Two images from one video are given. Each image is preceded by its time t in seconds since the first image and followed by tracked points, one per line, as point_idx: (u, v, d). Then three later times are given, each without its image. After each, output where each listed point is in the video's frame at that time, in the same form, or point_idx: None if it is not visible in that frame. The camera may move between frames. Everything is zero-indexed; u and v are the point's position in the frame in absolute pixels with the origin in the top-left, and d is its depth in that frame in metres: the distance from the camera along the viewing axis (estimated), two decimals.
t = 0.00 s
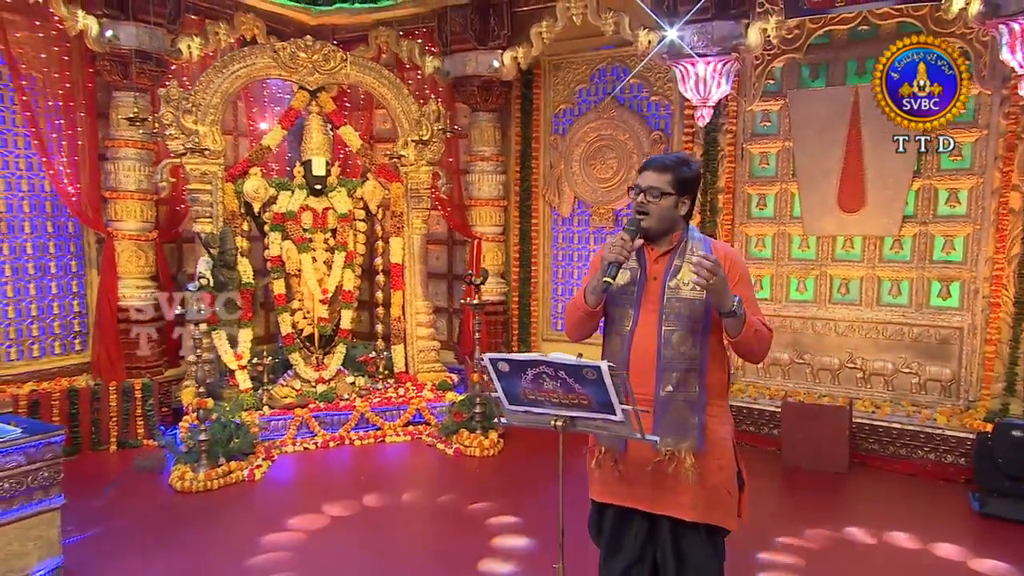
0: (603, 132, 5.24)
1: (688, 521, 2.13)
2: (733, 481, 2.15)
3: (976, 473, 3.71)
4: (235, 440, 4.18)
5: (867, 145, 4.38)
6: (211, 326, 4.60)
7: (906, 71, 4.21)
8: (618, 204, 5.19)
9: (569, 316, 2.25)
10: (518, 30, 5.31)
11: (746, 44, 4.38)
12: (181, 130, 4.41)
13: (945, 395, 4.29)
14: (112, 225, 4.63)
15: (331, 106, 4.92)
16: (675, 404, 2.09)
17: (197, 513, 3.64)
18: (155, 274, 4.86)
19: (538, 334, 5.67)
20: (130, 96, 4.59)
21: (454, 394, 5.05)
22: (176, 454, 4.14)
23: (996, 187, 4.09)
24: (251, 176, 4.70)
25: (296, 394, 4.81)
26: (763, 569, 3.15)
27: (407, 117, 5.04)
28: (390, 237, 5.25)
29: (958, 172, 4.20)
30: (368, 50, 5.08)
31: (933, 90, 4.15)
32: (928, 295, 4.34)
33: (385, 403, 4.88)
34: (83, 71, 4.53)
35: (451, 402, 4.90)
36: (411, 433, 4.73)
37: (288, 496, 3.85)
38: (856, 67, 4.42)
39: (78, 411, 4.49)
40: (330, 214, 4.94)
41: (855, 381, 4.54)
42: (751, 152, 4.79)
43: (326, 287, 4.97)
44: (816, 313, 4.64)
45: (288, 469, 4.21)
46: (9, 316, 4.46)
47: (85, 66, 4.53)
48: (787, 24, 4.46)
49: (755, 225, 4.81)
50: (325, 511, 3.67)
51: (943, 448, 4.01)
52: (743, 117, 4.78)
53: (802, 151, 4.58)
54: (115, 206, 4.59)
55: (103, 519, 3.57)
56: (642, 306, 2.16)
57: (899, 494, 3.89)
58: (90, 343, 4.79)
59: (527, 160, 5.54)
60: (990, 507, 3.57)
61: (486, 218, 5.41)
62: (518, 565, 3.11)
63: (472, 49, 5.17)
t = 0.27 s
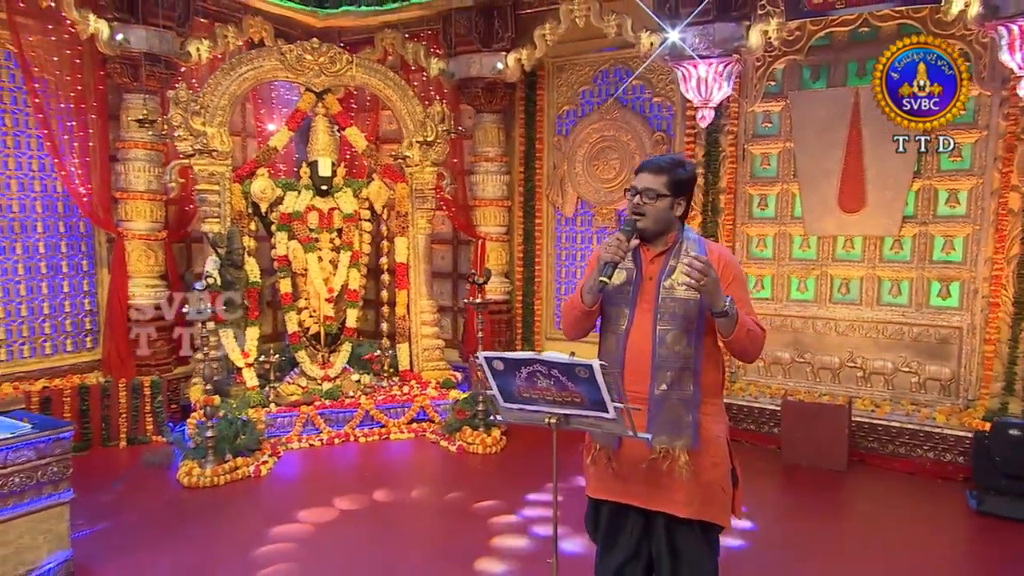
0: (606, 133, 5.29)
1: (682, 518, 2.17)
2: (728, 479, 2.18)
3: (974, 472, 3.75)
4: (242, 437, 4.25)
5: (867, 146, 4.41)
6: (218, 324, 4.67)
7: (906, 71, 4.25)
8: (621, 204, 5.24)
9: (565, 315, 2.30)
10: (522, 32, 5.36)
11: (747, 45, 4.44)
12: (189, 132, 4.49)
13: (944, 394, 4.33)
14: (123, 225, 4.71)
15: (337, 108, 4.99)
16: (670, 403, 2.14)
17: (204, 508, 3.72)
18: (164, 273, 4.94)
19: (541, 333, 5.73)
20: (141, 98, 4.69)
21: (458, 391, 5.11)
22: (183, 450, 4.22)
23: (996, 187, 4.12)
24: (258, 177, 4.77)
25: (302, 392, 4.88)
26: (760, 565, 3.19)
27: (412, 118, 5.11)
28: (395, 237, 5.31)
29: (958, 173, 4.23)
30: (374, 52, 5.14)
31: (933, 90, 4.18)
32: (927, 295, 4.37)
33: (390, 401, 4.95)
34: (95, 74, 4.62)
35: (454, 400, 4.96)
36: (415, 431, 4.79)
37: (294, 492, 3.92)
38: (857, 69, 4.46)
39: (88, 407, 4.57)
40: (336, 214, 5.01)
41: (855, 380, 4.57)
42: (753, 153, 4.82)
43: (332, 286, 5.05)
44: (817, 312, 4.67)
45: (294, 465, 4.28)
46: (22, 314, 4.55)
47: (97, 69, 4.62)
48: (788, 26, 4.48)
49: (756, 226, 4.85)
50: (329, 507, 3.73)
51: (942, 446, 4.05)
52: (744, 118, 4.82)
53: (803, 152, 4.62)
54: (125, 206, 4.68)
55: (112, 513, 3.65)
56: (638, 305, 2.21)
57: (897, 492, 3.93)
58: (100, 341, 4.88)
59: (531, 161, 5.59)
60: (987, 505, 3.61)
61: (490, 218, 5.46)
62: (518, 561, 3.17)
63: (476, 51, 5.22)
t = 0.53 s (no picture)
0: (607, 133, 5.34)
1: (674, 513, 2.22)
2: (720, 475, 2.22)
3: (969, 468, 3.80)
4: (246, 433, 4.31)
5: (865, 146, 4.45)
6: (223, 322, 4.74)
7: (907, 71, 4.22)
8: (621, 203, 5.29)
9: (561, 314, 2.36)
10: (524, 33, 5.42)
11: (745, 46, 4.48)
12: (195, 132, 4.56)
13: (941, 392, 4.37)
14: (130, 224, 4.79)
15: (341, 108, 5.06)
16: (663, 399, 2.17)
17: (208, 503, 3.78)
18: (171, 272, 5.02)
19: (543, 332, 5.79)
20: (146, 99, 4.75)
21: (460, 389, 5.16)
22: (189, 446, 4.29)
23: (992, 187, 4.15)
24: (263, 176, 4.84)
25: (306, 388, 4.95)
26: (755, 560, 3.24)
27: (415, 118, 5.17)
28: (398, 236, 5.37)
29: (955, 172, 4.27)
30: (378, 53, 5.17)
31: (934, 90, 4.17)
32: (925, 294, 4.40)
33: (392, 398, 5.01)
34: (103, 75, 4.69)
35: (456, 397, 5.02)
36: (416, 427, 4.84)
37: (297, 487, 3.99)
38: (855, 69, 4.51)
39: (96, 403, 4.65)
40: (339, 213, 5.07)
41: (853, 377, 4.62)
42: (751, 153, 4.88)
43: (336, 284, 5.12)
44: (815, 311, 4.71)
45: (298, 461, 4.35)
46: (32, 312, 4.64)
47: (104, 71, 4.70)
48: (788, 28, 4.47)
49: (755, 225, 4.90)
50: (330, 502, 3.79)
51: (938, 444, 4.08)
52: (744, 118, 4.87)
53: (801, 152, 4.66)
54: (132, 206, 4.76)
55: (118, 508, 3.72)
56: (631, 304, 2.25)
57: (894, 488, 3.96)
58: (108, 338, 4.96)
59: (532, 160, 5.64)
60: (982, 501, 3.64)
61: (492, 217, 5.51)
62: (516, 556, 3.22)
63: (478, 52, 5.28)
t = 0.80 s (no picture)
0: (604, 130, 5.40)
1: (661, 502, 2.28)
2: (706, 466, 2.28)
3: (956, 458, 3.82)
4: (248, 425, 4.40)
5: (858, 144, 4.51)
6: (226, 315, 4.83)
7: (907, 71, 4.30)
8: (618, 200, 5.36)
9: (552, 308, 2.41)
10: (522, 32, 5.48)
11: (740, 44, 4.51)
12: (199, 130, 4.63)
13: (931, 385, 4.44)
14: (135, 219, 4.88)
15: (341, 106, 5.14)
16: (650, 391, 2.22)
17: (211, 493, 3.88)
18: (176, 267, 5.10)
19: (541, 326, 5.87)
20: (151, 97, 4.83)
21: (459, 382, 5.25)
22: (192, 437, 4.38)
23: (982, 184, 4.22)
24: (265, 173, 4.93)
25: (308, 381, 5.04)
26: (744, 549, 3.31)
27: (415, 116, 5.24)
28: (398, 232, 5.45)
29: (946, 169, 4.33)
30: (379, 51, 5.27)
31: (934, 90, 4.24)
32: (916, 289, 4.47)
33: (392, 391, 5.09)
34: (107, 73, 4.75)
35: (454, 390, 5.10)
36: (416, 420, 4.94)
37: (299, 478, 4.08)
38: (848, 67, 4.56)
39: (102, 396, 4.75)
40: (340, 210, 5.16)
41: (845, 371, 4.69)
42: (747, 149, 4.93)
43: (336, 279, 5.21)
44: (808, 305, 4.78)
45: (299, 453, 4.44)
46: (39, 306, 4.73)
47: (109, 69, 4.75)
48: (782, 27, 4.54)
49: (750, 221, 4.96)
50: (330, 493, 3.88)
51: (928, 436, 4.14)
52: (738, 115, 4.94)
53: (795, 149, 4.73)
54: (137, 202, 4.84)
55: (123, 497, 3.82)
56: (620, 298, 2.31)
57: (883, 479, 4.04)
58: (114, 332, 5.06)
59: (531, 157, 5.72)
60: (969, 492, 3.69)
61: (491, 213, 5.58)
62: (511, 545, 3.29)
63: (478, 50, 5.35)
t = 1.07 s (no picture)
0: (598, 126, 5.47)
1: (645, 489, 2.32)
2: (690, 453, 2.32)
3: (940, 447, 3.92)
4: (248, 415, 4.49)
5: (847, 140, 4.59)
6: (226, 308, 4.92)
7: (906, 71, 4.36)
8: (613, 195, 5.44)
9: (541, 300, 2.46)
10: (518, 29, 5.55)
11: (732, 41, 4.58)
12: (199, 126, 4.70)
13: (918, 376, 4.52)
14: (138, 214, 4.96)
15: (340, 102, 5.22)
16: (635, 381, 2.27)
17: (212, 481, 3.98)
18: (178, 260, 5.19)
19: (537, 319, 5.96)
20: (153, 93, 4.91)
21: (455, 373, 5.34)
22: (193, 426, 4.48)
23: (969, 179, 4.29)
24: (265, 169, 5.02)
25: (307, 372, 5.14)
26: (729, 534, 3.40)
27: (412, 112, 5.31)
28: (396, 226, 5.55)
29: (934, 165, 4.40)
30: (378, 48, 5.35)
31: (934, 90, 4.29)
32: (903, 282, 4.55)
33: (389, 382, 5.19)
34: (110, 70, 4.85)
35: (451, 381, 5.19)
36: (413, 410, 5.03)
37: (298, 466, 4.19)
38: (838, 64, 4.63)
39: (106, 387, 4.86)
40: (339, 204, 5.24)
41: (834, 363, 4.78)
42: (738, 145, 5.01)
43: (335, 273, 5.30)
44: (798, 299, 4.87)
45: (298, 443, 4.54)
46: (44, 299, 4.83)
47: (112, 66, 4.85)
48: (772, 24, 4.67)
49: (742, 216, 5.04)
50: (329, 481, 3.98)
51: (913, 426, 4.24)
52: (731, 112, 5.01)
53: (785, 145, 4.80)
54: (140, 197, 4.92)
55: (126, 485, 3.92)
56: (606, 291, 2.34)
57: (870, 469, 4.12)
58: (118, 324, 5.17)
59: (527, 152, 5.81)
60: (951, 480, 3.80)
61: (487, 208, 5.67)
62: (504, 531, 3.38)
63: (474, 47, 5.42)
